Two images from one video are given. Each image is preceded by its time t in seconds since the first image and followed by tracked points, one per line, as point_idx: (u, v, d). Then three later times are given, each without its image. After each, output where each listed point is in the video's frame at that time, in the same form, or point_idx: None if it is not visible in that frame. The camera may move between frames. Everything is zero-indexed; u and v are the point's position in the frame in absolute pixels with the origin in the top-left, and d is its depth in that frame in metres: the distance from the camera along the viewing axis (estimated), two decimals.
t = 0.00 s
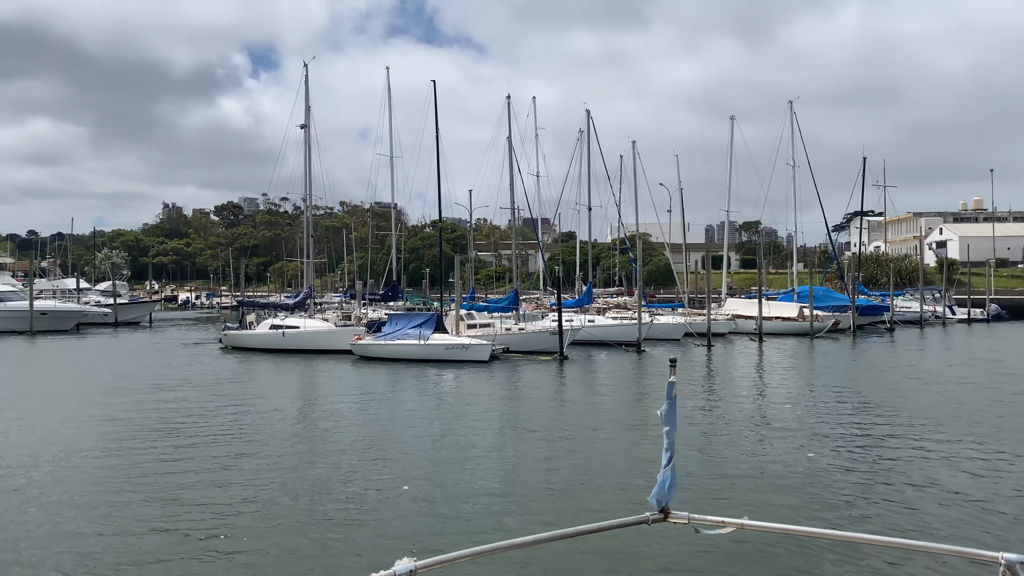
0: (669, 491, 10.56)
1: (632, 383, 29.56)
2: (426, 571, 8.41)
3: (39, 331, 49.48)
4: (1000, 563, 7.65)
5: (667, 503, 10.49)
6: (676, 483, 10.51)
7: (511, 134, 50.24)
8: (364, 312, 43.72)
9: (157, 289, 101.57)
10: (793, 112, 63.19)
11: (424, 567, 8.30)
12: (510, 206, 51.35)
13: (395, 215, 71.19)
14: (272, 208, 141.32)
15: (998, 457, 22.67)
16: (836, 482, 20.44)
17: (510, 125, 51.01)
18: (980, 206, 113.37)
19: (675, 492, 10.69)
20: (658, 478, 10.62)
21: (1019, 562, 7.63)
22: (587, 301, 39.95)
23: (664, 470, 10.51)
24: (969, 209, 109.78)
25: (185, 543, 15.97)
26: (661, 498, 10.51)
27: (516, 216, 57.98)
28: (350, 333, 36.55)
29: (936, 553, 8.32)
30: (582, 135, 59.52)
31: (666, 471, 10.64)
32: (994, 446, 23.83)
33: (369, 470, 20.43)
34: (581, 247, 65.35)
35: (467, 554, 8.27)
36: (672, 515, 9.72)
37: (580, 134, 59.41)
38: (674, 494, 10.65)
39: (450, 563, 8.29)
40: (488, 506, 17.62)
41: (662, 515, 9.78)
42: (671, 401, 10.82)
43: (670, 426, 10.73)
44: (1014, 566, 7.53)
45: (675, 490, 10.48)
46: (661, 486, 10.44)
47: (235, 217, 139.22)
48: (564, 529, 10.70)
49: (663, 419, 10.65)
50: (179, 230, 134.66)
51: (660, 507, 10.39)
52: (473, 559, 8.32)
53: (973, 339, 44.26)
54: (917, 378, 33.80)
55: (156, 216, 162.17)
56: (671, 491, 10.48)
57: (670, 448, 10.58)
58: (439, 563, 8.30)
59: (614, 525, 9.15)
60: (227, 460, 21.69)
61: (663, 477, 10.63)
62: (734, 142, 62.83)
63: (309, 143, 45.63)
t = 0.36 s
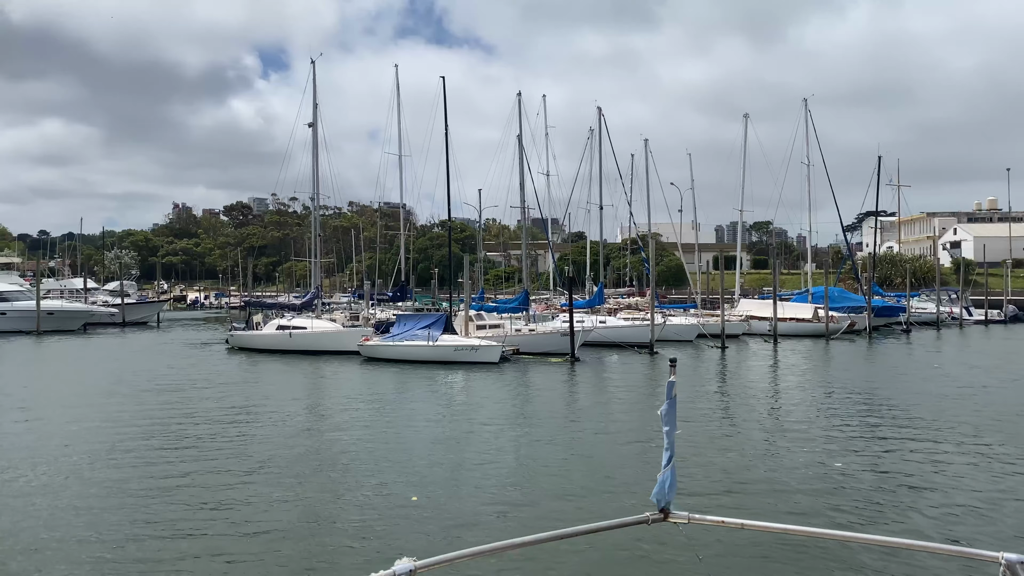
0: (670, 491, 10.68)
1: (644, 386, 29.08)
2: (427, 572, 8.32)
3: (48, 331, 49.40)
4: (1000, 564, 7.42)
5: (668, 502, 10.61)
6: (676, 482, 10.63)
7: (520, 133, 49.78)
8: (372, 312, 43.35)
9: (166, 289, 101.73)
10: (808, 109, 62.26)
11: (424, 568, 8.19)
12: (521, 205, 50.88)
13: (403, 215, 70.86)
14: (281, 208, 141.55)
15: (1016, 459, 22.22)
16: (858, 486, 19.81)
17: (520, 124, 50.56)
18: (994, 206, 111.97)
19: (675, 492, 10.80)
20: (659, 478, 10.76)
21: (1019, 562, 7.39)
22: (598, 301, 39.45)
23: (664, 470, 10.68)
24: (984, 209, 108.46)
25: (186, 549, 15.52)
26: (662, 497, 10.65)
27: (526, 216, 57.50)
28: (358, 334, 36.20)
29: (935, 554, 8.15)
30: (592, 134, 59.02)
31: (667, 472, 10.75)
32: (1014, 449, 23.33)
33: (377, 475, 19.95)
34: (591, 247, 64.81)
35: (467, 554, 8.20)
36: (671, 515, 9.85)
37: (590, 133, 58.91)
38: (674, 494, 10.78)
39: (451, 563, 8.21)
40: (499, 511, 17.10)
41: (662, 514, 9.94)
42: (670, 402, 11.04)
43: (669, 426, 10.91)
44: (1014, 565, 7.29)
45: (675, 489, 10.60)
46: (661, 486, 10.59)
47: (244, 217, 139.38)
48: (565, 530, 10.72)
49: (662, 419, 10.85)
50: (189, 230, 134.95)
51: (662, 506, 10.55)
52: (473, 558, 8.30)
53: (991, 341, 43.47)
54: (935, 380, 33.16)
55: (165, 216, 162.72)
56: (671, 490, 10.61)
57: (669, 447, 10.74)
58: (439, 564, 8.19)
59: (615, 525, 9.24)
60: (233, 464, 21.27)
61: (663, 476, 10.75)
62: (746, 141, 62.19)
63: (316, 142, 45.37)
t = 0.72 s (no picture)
0: (672, 490, 10.99)
1: (656, 388, 28.66)
2: (427, 571, 8.68)
3: (55, 331, 49.30)
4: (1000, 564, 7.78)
5: (670, 502, 10.95)
6: (678, 483, 10.95)
7: (530, 131, 49.34)
8: (380, 313, 43.00)
9: (175, 288, 101.80)
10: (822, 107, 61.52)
11: (426, 568, 8.52)
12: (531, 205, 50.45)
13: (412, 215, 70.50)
14: (289, 208, 141.61)
15: None
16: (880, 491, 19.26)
17: (530, 123, 50.12)
18: (1009, 206, 110.62)
19: (678, 492, 11.07)
20: (661, 477, 11.06)
21: (1020, 563, 7.72)
22: (609, 302, 38.96)
23: (666, 471, 10.96)
24: (998, 209, 107.22)
25: (186, 554, 15.15)
26: (664, 497, 10.95)
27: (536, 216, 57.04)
28: (366, 335, 35.89)
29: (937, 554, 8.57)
30: (603, 133, 58.53)
31: (669, 471, 11.06)
32: None
33: (386, 479, 19.54)
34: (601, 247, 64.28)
35: (468, 554, 8.70)
36: (674, 515, 10.26)
37: (601, 132, 58.42)
38: (676, 493, 11.08)
39: (453, 562, 8.67)
40: (508, 516, 16.71)
41: (664, 514, 10.32)
42: (671, 402, 11.25)
43: (671, 426, 11.15)
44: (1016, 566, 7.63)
45: (678, 489, 10.92)
46: (663, 486, 10.92)
47: (253, 216, 139.47)
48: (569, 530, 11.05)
49: (665, 419, 11.10)
50: (198, 230, 135.16)
51: (662, 506, 10.83)
52: (474, 558, 8.82)
53: (1008, 342, 42.78)
54: (952, 382, 32.58)
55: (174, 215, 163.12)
56: (674, 490, 10.92)
57: (671, 449, 10.97)
58: (439, 564, 8.58)
59: (615, 526, 9.69)
60: (240, 466, 20.91)
61: (666, 476, 11.08)
62: (760, 140, 61.50)
63: (325, 141, 45.11)
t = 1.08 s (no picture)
0: (673, 491, 10.87)
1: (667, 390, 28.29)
2: (429, 572, 8.71)
3: (62, 330, 49.20)
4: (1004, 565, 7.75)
5: (671, 503, 10.81)
6: (679, 483, 10.82)
7: (539, 129, 48.93)
8: (387, 312, 42.68)
9: (183, 288, 101.89)
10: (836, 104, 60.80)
11: (427, 568, 8.57)
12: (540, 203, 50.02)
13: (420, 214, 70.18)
14: (298, 207, 141.58)
15: None
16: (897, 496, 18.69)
17: (539, 121, 49.70)
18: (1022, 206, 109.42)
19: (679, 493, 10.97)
20: (662, 478, 10.92)
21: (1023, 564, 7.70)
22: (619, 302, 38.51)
23: (667, 472, 10.85)
24: (1011, 209, 106.09)
25: (182, 559, 14.77)
26: (666, 498, 10.81)
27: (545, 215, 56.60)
28: (373, 335, 35.59)
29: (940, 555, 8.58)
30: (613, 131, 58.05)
31: (669, 471, 10.93)
32: None
33: (392, 482, 19.10)
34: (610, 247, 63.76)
35: (467, 555, 8.69)
36: (675, 517, 10.14)
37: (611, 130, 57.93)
38: (678, 494, 10.96)
39: (454, 563, 8.68)
40: (515, 521, 16.27)
41: (665, 515, 10.20)
42: (672, 401, 11.17)
43: (672, 426, 11.07)
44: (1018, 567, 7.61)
45: (679, 489, 10.80)
46: (664, 487, 10.78)
47: (261, 216, 139.52)
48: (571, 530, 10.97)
49: (666, 418, 11.02)
50: (207, 229, 135.34)
51: (663, 507, 10.69)
52: (475, 559, 8.79)
53: None
54: (969, 383, 32.06)
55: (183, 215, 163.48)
56: (675, 490, 10.80)
57: (673, 448, 10.87)
58: (441, 564, 8.61)
59: (614, 527, 9.64)
60: (243, 468, 20.53)
61: (666, 476, 10.95)
62: (773, 138, 60.74)
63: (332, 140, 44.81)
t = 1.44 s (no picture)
0: (674, 492, 10.60)
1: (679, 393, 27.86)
2: (428, 573, 8.46)
3: (68, 330, 49.09)
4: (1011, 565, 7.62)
5: (671, 503, 10.56)
6: (679, 483, 10.55)
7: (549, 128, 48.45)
8: (394, 312, 42.30)
9: (191, 287, 101.93)
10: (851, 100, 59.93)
11: (427, 569, 8.32)
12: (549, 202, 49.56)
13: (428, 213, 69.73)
14: (306, 207, 141.58)
15: None
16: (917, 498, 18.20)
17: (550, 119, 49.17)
18: None
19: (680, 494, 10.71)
20: (662, 478, 10.65)
21: None
22: (630, 303, 38.01)
23: (668, 470, 10.57)
24: None
25: (180, 563, 14.38)
26: (666, 498, 10.55)
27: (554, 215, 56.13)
28: (381, 335, 35.25)
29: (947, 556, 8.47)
30: (623, 129, 57.47)
31: (669, 471, 10.66)
32: None
33: (398, 485, 18.63)
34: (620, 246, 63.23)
35: (467, 556, 8.43)
36: (676, 517, 9.86)
37: (621, 128, 57.37)
38: (678, 495, 10.68)
39: (454, 563, 8.42)
40: (524, 523, 15.86)
41: (665, 516, 9.91)
42: (673, 400, 10.97)
43: (673, 424, 10.87)
44: None
45: (680, 490, 10.53)
46: (665, 486, 10.49)
47: (269, 215, 139.54)
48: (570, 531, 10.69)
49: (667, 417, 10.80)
50: (215, 229, 135.44)
51: (664, 507, 10.43)
52: (475, 559, 8.52)
53: None
54: (987, 384, 31.46)
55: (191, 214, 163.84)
56: (676, 491, 10.54)
57: (674, 447, 10.61)
58: (442, 565, 8.39)
59: (615, 527, 9.38)
60: (247, 470, 20.12)
61: (666, 476, 10.68)
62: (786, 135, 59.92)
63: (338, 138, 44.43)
